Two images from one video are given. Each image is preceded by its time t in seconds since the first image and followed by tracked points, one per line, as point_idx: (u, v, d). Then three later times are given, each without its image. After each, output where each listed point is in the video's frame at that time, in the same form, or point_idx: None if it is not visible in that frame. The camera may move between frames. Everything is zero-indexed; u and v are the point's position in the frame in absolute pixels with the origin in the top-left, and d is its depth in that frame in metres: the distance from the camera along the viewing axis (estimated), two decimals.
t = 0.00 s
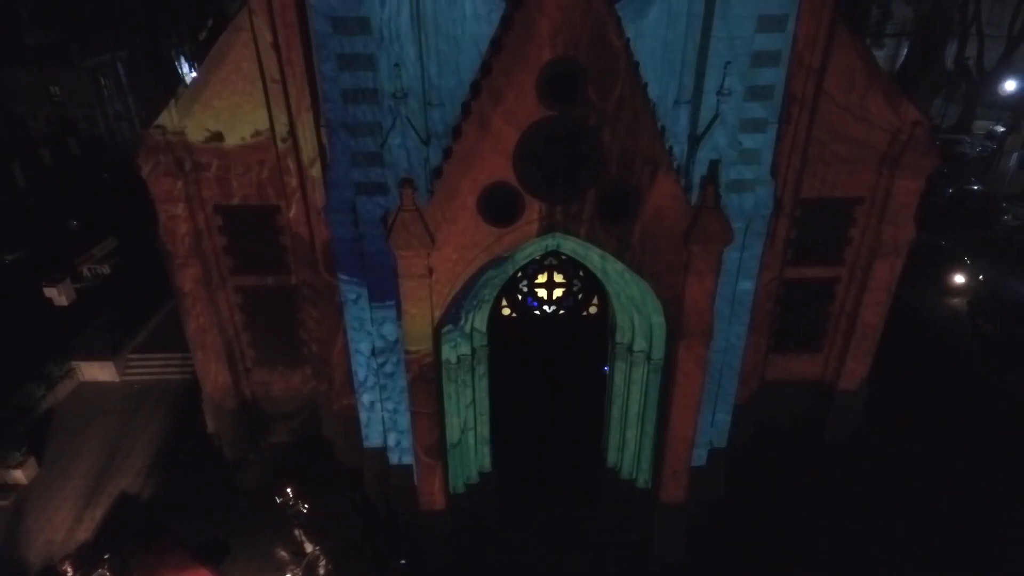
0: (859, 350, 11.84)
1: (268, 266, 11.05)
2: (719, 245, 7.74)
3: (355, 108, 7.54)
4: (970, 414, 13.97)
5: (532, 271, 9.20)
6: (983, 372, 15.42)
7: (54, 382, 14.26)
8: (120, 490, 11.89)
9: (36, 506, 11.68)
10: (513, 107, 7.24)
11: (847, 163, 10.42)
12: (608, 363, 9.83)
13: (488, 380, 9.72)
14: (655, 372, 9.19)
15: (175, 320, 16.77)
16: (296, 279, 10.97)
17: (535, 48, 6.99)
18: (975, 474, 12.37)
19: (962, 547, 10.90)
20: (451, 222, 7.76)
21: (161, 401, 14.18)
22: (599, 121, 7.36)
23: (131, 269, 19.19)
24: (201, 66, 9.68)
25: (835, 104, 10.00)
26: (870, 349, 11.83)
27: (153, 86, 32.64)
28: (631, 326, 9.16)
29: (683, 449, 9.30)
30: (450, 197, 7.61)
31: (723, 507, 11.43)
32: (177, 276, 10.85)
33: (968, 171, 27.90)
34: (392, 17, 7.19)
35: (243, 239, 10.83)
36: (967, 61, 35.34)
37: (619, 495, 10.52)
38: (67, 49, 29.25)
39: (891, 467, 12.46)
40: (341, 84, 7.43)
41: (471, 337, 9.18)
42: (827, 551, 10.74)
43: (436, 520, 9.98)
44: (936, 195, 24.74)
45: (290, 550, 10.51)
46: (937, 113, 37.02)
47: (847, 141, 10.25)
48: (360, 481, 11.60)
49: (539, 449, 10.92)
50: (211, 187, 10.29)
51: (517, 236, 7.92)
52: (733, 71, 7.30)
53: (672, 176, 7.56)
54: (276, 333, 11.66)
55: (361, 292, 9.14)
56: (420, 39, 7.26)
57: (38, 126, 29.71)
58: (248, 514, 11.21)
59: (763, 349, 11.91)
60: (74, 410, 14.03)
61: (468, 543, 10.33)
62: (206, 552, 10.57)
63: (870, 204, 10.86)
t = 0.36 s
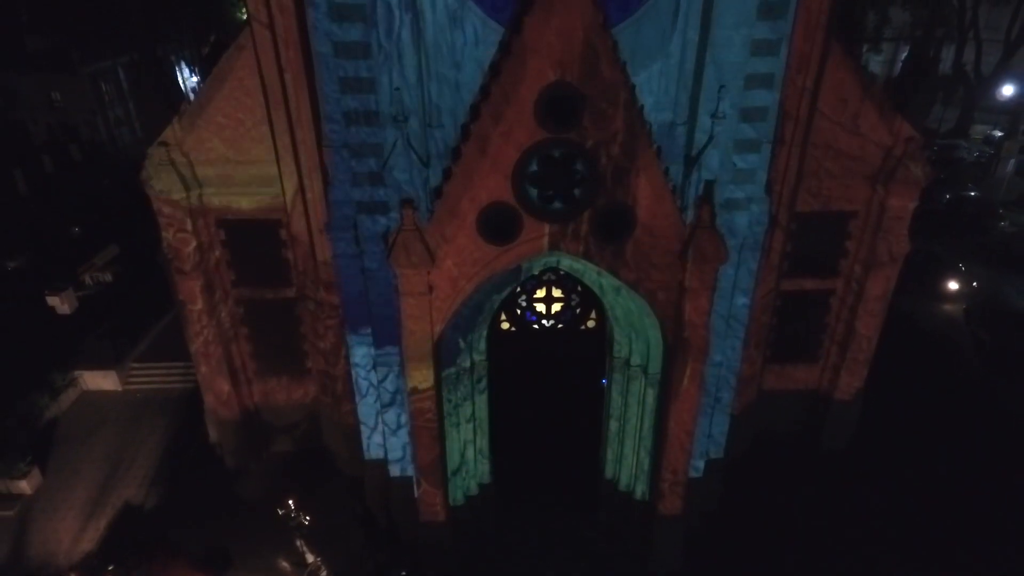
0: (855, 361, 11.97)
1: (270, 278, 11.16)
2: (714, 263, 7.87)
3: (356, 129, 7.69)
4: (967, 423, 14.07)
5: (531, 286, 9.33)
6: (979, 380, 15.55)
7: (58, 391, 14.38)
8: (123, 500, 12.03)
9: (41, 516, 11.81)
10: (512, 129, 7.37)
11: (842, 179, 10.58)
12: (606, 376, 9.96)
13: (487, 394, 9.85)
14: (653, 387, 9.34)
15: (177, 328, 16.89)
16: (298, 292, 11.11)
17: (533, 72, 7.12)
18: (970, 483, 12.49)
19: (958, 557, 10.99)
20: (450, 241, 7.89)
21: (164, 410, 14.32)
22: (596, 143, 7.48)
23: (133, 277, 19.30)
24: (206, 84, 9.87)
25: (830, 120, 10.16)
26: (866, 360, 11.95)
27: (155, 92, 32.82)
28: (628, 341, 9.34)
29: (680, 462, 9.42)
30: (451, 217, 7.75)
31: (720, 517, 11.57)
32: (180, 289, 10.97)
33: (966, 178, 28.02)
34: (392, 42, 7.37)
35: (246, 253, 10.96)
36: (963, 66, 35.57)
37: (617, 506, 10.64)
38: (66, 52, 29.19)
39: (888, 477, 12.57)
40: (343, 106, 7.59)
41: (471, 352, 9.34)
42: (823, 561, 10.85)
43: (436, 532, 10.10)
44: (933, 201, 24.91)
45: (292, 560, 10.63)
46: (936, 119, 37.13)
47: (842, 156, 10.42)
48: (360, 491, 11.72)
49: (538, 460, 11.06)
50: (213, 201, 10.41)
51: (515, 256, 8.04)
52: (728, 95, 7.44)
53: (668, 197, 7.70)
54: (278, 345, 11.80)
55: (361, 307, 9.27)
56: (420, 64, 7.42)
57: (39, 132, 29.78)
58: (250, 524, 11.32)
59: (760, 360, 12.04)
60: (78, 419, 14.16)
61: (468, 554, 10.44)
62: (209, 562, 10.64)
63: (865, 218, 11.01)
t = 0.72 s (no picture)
0: (850, 372, 12.09)
1: (271, 291, 11.28)
2: (710, 282, 8.00)
3: (358, 151, 7.82)
4: (963, 431, 14.16)
5: (530, 301, 9.44)
6: (975, 389, 15.66)
7: (61, 401, 14.50)
8: (127, 510, 12.15)
9: (45, 527, 11.92)
10: (511, 150, 7.48)
11: (837, 193, 10.71)
12: (604, 390, 10.09)
13: (485, 406, 9.95)
14: (650, 401, 9.47)
15: (178, 337, 17.04)
16: (300, 305, 11.24)
17: (533, 95, 7.22)
18: (965, 492, 12.60)
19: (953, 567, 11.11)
20: (449, 261, 8.02)
21: (166, 420, 14.44)
22: (594, 164, 7.59)
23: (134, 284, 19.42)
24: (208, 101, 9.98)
25: (825, 137, 10.31)
26: (862, 370, 12.05)
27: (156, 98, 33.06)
28: (625, 356, 9.47)
29: (677, 475, 9.56)
30: (451, 237, 7.87)
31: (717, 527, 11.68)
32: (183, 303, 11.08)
33: (963, 184, 28.12)
34: (392, 65, 7.45)
35: (248, 266, 11.07)
36: (961, 71, 35.77)
37: (615, 517, 10.75)
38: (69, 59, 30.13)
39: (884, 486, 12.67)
40: (344, 128, 7.72)
41: (470, 366, 9.46)
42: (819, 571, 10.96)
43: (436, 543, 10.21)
44: (930, 207, 25.06)
45: (293, 571, 10.73)
46: (935, 123, 37.25)
47: (836, 172, 10.56)
48: (361, 502, 11.82)
49: (537, 471, 11.18)
50: (216, 216, 10.51)
51: (515, 274, 8.16)
52: (723, 118, 7.60)
53: (665, 217, 7.83)
54: (280, 357, 11.92)
55: (362, 322, 9.40)
56: (420, 87, 7.52)
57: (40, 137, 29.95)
58: (252, 535, 11.42)
59: (758, 370, 12.15)
60: (80, 429, 14.29)
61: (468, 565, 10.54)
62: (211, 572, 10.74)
63: (860, 231, 11.14)
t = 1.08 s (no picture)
0: (846, 384, 12.21)
1: (272, 304, 11.38)
2: (707, 301, 8.12)
3: (360, 172, 7.94)
4: (959, 440, 14.27)
5: (529, 316, 9.54)
6: (972, 397, 15.76)
7: (63, 412, 14.60)
8: (130, 521, 12.26)
9: (48, 537, 12.03)
10: (510, 172, 7.60)
11: (833, 209, 10.85)
12: (602, 403, 10.20)
13: (485, 420, 10.06)
14: (647, 416, 9.60)
15: (180, 345, 17.19)
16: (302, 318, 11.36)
17: (532, 118, 7.35)
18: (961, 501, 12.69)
19: None
20: (449, 279, 8.13)
21: (168, 430, 14.56)
22: (592, 185, 7.71)
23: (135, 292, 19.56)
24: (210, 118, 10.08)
25: (820, 153, 10.44)
26: (858, 382, 12.18)
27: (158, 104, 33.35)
28: (624, 370, 9.59)
29: (674, 488, 9.69)
30: (451, 256, 7.99)
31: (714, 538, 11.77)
32: (187, 316, 11.22)
33: (960, 191, 28.28)
34: (394, 88, 7.56)
35: (250, 280, 11.18)
36: (959, 76, 35.97)
37: (613, 529, 10.86)
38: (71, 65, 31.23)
39: (880, 495, 12.76)
40: (347, 150, 7.84)
41: (470, 381, 9.56)
42: None
43: (435, 556, 10.32)
44: (928, 213, 25.20)
45: None
46: (933, 128, 37.43)
47: (832, 188, 10.69)
48: (361, 512, 11.93)
49: (536, 484, 11.29)
50: (219, 231, 10.64)
51: (513, 293, 8.28)
52: (718, 140, 7.74)
53: (662, 237, 7.94)
54: (281, 369, 12.03)
55: (363, 338, 9.50)
56: (421, 110, 7.66)
57: (42, 142, 30.21)
58: (253, 546, 11.53)
59: (754, 382, 12.27)
60: (83, 439, 14.42)
61: None
62: None
63: (855, 246, 11.27)
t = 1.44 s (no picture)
0: (842, 394, 12.34)
1: (275, 317, 11.51)
2: (704, 318, 8.23)
3: (362, 193, 8.10)
4: (954, 449, 14.41)
5: (528, 331, 9.65)
6: (968, 405, 15.89)
7: (66, 421, 14.75)
8: (133, 530, 12.39)
9: (52, 547, 12.16)
10: (510, 192, 7.72)
11: (828, 223, 10.98)
12: (601, 416, 10.31)
13: (485, 433, 10.19)
14: (645, 429, 9.74)
15: (182, 353, 17.33)
16: (304, 330, 11.48)
17: (532, 140, 7.48)
18: (957, 509, 12.81)
19: None
20: (450, 297, 8.26)
21: (171, 439, 14.71)
22: (590, 206, 7.84)
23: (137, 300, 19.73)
24: (215, 135, 10.26)
25: (815, 168, 10.59)
26: (854, 392, 12.32)
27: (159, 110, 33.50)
28: (622, 384, 9.71)
29: (672, 500, 9.82)
30: (452, 274, 8.11)
31: (712, 547, 11.89)
32: (189, 329, 11.33)
33: (957, 197, 28.44)
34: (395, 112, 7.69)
35: (253, 293, 11.31)
36: (956, 81, 36.13)
37: (611, 539, 10.98)
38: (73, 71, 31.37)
39: (876, 504, 12.88)
40: (349, 171, 8.00)
41: (470, 395, 9.68)
42: None
43: (436, 566, 10.43)
44: (926, 219, 25.35)
45: None
46: (931, 133, 37.61)
47: (827, 202, 10.83)
48: (362, 522, 12.06)
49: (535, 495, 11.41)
50: (221, 246, 10.77)
51: (512, 310, 8.39)
52: (714, 162, 7.86)
53: (659, 256, 8.07)
54: (283, 380, 12.17)
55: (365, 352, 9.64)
56: (422, 133, 7.77)
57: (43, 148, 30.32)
58: (255, 556, 11.63)
59: (752, 392, 12.40)
60: (86, 448, 14.56)
61: None
62: None
63: (851, 259, 11.41)
